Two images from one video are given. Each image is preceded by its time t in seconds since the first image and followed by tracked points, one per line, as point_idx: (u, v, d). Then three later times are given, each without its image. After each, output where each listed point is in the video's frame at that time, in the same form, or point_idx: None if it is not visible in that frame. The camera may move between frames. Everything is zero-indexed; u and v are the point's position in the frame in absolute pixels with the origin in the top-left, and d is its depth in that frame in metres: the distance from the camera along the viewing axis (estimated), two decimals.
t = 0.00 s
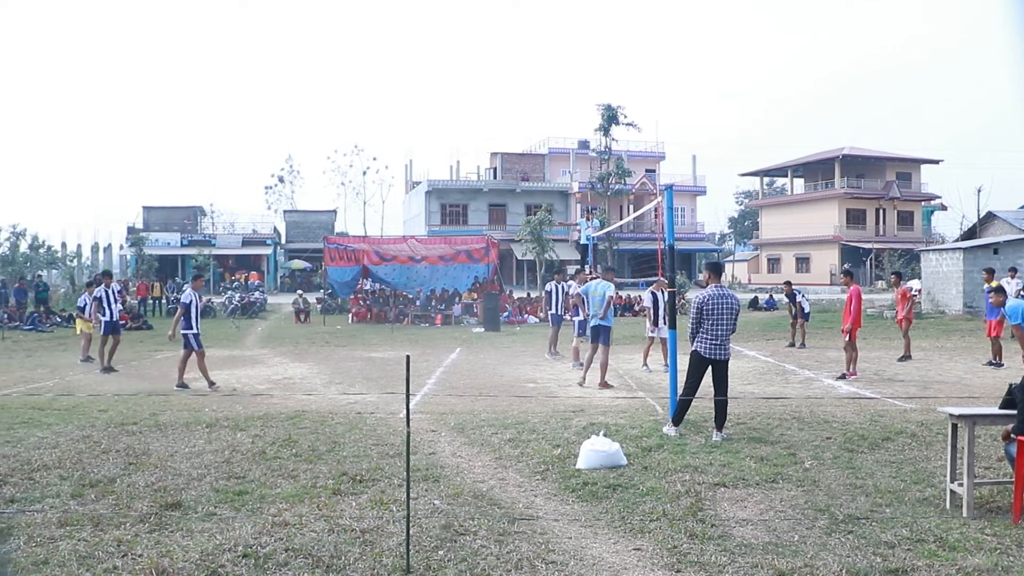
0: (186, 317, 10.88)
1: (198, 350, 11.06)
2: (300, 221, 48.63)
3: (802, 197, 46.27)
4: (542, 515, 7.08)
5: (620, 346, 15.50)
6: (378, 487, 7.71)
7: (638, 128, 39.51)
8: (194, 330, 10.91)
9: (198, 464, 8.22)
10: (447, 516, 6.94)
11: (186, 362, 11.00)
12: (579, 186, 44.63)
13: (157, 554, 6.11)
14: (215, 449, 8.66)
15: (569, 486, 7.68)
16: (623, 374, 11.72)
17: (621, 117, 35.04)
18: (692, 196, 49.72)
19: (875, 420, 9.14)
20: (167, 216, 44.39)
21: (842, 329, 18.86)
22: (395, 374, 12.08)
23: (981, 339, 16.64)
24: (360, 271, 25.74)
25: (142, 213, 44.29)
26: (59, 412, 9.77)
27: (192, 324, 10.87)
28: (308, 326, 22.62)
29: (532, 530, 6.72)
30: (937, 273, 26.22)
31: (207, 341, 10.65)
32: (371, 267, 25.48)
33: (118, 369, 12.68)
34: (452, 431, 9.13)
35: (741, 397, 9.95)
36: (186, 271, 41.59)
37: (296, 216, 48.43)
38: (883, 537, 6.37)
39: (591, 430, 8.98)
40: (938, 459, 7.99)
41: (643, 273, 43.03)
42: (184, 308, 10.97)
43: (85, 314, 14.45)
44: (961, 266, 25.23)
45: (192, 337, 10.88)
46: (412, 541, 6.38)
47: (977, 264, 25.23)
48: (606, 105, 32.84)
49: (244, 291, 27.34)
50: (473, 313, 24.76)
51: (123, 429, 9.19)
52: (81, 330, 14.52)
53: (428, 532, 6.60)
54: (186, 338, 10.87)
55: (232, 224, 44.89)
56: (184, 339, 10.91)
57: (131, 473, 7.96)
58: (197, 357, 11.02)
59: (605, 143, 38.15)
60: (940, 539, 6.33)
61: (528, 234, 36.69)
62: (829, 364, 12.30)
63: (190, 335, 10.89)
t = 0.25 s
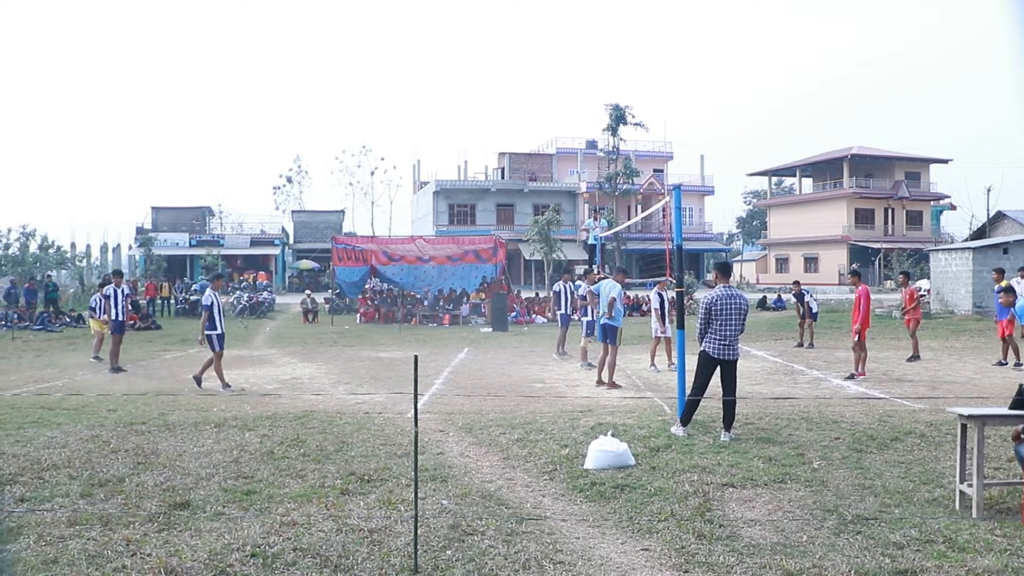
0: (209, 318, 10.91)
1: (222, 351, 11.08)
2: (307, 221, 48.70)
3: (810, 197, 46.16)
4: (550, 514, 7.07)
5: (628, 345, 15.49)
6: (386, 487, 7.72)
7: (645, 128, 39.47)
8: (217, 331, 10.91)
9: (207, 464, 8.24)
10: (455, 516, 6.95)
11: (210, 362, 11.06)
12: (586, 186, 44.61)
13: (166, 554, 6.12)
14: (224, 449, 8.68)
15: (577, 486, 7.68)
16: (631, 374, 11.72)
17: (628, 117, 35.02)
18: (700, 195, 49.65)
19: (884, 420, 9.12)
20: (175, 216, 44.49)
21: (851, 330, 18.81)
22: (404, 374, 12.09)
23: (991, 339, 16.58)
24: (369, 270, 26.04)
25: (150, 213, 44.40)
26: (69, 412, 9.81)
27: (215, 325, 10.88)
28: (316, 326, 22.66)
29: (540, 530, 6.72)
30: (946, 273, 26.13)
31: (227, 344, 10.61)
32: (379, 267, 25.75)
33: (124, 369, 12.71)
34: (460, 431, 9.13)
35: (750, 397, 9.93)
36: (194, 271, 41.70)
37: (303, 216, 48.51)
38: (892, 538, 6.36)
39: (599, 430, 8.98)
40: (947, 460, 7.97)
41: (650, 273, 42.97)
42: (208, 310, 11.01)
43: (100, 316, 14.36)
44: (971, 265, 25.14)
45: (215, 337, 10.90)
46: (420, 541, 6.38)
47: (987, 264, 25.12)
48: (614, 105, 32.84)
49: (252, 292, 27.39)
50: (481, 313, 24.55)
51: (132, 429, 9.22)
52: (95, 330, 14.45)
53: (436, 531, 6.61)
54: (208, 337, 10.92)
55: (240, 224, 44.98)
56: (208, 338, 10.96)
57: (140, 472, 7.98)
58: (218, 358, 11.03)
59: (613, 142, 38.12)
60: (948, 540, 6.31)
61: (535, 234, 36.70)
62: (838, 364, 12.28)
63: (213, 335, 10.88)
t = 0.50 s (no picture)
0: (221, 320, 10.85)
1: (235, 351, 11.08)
2: (309, 221, 48.71)
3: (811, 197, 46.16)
4: (551, 515, 7.08)
5: (629, 345, 15.50)
6: (387, 487, 7.72)
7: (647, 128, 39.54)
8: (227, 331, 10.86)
9: (207, 464, 8.24)
10: (456, 516, 6.95)
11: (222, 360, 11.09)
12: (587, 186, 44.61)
13: (167, 553, 6.13)
14: (225, 449, 8.68)
15: (577, 486, 7.68)
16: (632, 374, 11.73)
17: (630, 117, 35.03)
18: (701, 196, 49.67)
19: (884, 420, 9.12)
20: (176, 216, 44.49)
21: (852, 330, 18.82)
22: (405, 374, 12.10)
23: (992, 339, 16.59)
24: (370, 270, 26.06)
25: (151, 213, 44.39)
26: (70, 412, 9.81)
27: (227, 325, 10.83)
28: (317, 326, 22.67)
29: (541, 530, 6.73)
30: (947, 273, 26.12)
31: (238, 344, 10.57)
32: (380, 267, 25.83)
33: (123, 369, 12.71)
34: (461, 431, 9.14)
35: (751, 397, 9.93)
36: (194, 271, 41.73)
37: (304, 216, 48.52)
38: (892, 538, 6.36)
39: (600, 430, 8.98)
40: (948, 460, 7.97)
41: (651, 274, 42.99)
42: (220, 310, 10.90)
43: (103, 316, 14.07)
44: (972, 266, 25.13)
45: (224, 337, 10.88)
46: (421, 541, 6.39)
47: (988, 264, 25.09)
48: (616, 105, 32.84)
49: (253, 291, 27.40)
50: (483, 314, 24.49)
51: (133, 429, 9.22)
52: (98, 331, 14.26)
53: (437, 531, 6.61)
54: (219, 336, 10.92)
55: (241, 224, 44.98)
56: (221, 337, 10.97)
57: (141, 472, 7.98)
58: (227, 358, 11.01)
59: (614, 143, 38.12)
60: (949, 540, 6.31)
61: (536, 234, 36.71)
62: (839, 364, 12.29)
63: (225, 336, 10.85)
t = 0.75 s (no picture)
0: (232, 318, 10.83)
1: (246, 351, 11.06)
2: (308, 221, 48.70)
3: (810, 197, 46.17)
4: (550, 515, 7.08)
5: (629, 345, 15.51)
6: (386, 487, 7.72)
7: (647, 128, 39.57)
8: (237, 331, 10.81)
9: (207, 464, 8.24)
10: (455, 516, 6.95)
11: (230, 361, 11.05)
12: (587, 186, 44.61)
13: (166, 554, 6.13)
14: (224, 449, 8.68)
15: (577, 486, 7.68)
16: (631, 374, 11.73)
17: (629, 117, 35.04)
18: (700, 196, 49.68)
19: (884, 420, 9.12)
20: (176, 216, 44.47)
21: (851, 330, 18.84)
22: (404, 374, 12.10)
23: (991, 339, 16.61)
24: (369, 270, 26.06)
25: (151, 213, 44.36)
26: (69, 412, 9.81)
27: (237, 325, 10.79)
28: (316, 327, 22.67)
29: (540, 530, 6.72)
30: (946, 273, 26.13)
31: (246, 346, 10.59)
32: (380, 267, 25.83)
33: (122, 369, 12.71)
34: (460, 431, 9.14)
35: (750, 398, 9.94)
36: (194, 271, 41.73)
37: (304, 216, 48.51)
38: (891, 538, 6.36)
39: (599, 430, 8.99)
40: (947, 460, 7.97)
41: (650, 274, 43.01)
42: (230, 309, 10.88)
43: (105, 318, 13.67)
44: (971, 266, 25.14)
45: (234, 338, 10.83)
46: (420, 541, 6.39)
47: (987, 264, 25.11)
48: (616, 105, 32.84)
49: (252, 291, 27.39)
50: (482, 314, 24.52)
51: (132, 429, 9.22)
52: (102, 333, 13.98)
53: (436, 531, 6.61)
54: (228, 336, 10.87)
55: (240, 224, 44.97)
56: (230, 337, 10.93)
57: (140, 472, 7.98)
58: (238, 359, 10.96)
59: (614, 143, 38.13)
60: (948, 540, 6.31)
61: (536, 234, 36.74)
62: (838, 364, 12.31)
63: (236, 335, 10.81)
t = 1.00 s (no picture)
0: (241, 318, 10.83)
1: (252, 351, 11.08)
2: (307, 221, 48.69)
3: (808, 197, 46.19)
4: (548, 515, 7.08)
5: (627, 345, 15.51)
6: (385, 487, 7.72)
7: (645, 128, 39.56)
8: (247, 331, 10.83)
9: (205, 464, 8.23)
10: (453, 516, 6.95)
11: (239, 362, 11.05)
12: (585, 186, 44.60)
13: (164, 554, 6.12)
14: (222, 449, 8.68)
15: (575, 486, 7.69)
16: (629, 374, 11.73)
17: (627, 117, 35.05)
18: (698, 196, 49.69)
19: (882, 421, 9.13)
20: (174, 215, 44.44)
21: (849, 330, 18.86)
22: (402, 374, 12.10)
23: (989, 339, 16.63)
24: (367, 270, 26.04)
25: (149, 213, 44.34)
26: (67, 412, 9.80)
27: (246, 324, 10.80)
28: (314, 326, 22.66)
29: (538, 530, 6.72)
30: (944, 273, 26.15)
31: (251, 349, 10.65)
32: (378, 267, 25.83)
33: (119, 370, 12.70)
34: (458, 431, 9.14)
35: (748, 398, 9.94)
36: (192, 271, 41.70)
37: (302, 216, 48.50)
38: (889, 538, 6.37)
39: (597, 430, 8.99)
40: (944, 460, 7.98)
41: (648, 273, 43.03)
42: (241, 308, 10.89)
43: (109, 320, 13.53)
44: (969, 266, 25.16)
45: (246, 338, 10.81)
46: (417, 541, 6.38)
47: (985, 265, 25.15)
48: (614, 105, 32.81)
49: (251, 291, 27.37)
50: (480, 314, 24.59)
51: (130, 429, 9.22)
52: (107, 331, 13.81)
53: (434, 531, 6.61)
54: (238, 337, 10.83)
55: (238, 224, 44.94)
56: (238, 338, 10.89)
57: (138, 472, 7.98)
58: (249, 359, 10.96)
59: (612, 143, 38.14)
60: (946, 539, 6.31)
61: (534, 234, 36.78)
62: (836, 364, 12.31)
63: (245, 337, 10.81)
